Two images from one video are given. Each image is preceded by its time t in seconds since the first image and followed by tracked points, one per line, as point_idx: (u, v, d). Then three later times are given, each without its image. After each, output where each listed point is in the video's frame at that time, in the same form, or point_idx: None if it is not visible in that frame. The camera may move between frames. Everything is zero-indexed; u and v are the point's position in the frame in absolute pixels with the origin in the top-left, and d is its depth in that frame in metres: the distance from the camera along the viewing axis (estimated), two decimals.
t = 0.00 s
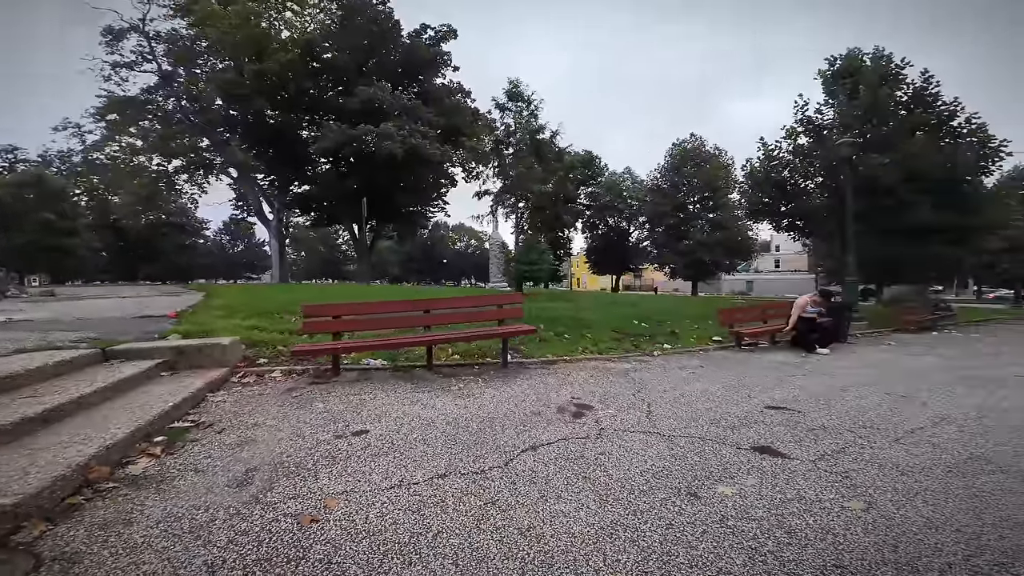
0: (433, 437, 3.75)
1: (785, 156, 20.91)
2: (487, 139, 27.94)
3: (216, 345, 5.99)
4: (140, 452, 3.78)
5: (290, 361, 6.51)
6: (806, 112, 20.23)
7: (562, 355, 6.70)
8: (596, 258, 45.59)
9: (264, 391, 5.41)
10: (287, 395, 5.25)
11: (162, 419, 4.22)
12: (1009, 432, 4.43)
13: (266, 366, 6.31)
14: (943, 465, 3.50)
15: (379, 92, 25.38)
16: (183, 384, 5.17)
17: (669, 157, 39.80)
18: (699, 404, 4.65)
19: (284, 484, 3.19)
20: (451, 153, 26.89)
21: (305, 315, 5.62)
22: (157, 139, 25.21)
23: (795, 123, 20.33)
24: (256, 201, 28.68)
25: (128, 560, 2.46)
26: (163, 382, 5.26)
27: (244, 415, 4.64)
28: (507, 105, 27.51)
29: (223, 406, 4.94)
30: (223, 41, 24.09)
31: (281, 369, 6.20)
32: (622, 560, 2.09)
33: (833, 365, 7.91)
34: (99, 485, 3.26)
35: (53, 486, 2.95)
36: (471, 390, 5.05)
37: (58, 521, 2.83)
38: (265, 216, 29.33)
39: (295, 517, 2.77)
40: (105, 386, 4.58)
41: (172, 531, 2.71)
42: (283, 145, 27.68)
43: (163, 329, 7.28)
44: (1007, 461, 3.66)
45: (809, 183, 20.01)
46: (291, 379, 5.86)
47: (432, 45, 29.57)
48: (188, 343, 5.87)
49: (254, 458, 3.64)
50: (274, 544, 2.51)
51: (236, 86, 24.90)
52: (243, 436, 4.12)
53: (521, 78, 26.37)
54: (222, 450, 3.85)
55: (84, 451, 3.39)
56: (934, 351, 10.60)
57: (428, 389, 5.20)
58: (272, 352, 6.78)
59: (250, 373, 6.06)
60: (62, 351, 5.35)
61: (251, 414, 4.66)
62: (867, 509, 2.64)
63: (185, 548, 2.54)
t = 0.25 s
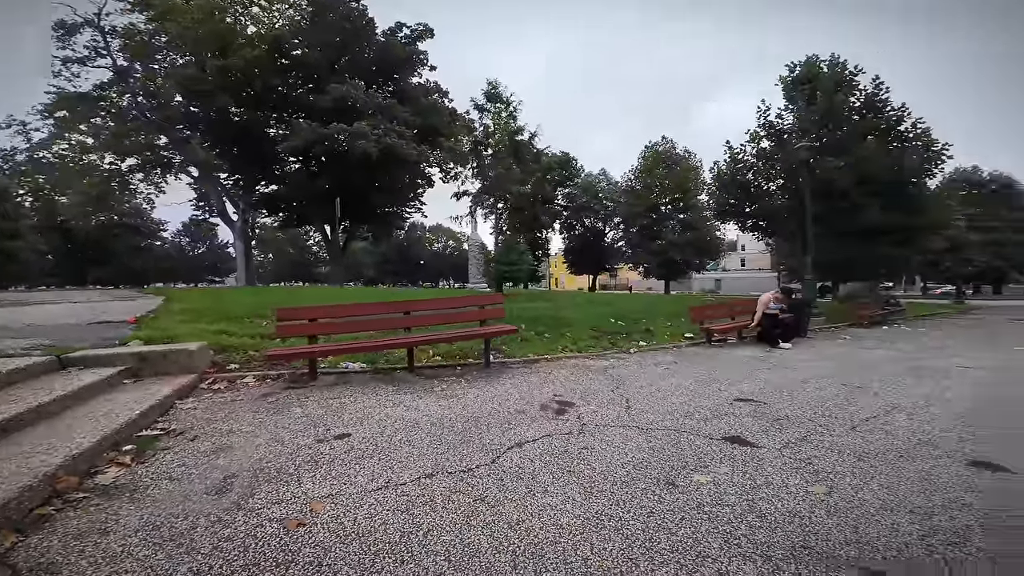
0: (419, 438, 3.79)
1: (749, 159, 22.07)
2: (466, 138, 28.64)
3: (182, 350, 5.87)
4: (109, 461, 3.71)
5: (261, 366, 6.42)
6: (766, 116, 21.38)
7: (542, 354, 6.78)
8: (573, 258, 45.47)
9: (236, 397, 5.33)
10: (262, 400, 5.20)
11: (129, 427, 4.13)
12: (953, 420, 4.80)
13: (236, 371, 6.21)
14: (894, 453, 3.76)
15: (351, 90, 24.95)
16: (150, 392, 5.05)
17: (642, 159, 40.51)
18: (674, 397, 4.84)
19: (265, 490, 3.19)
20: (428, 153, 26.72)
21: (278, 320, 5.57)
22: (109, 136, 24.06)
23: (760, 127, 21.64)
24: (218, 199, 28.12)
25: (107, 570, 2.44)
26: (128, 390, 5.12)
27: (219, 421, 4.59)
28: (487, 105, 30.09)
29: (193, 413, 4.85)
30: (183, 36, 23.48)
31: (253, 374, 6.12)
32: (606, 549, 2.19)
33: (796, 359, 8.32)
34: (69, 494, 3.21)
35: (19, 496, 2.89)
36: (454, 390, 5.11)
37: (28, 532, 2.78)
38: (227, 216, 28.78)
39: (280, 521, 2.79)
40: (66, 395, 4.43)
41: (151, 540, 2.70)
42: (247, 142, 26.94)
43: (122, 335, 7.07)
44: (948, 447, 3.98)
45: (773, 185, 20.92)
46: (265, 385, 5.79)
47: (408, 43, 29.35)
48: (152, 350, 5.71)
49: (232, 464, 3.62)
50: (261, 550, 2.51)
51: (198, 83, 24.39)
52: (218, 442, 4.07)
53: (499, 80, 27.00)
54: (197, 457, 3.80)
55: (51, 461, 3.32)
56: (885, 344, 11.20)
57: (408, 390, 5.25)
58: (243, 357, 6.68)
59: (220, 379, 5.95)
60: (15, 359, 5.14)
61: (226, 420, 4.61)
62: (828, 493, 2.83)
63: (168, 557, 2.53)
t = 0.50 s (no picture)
0: (406, 439, 3.81)
1: (722, 162, 22.54)
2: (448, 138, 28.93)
3: (151, 356, 5.64)
4: (80, 469, 3.60)
5: (237, 371, 6.26)
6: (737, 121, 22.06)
7: (526, 354, 6.85)
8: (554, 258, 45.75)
9: (211, 402, 5.18)
10: (239, 405, 5.07)
11: (100, 434, 4.00)
12: (911, 412, 5.10)
13: (210, 376, 6.03)
14: (858, 443, 3.96)
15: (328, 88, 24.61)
16: (119, 398, 4.87)
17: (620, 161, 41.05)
18: (654, 393, 4.99)
19: (250, 495, 3.11)
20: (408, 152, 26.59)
21: (258, 324, 5.52)
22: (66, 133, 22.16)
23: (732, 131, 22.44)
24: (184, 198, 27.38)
25: None
26: (97, 396, 4.93)
27: (194, 427, 4.46)
28: (468, 106, 29.74)
29: (166, 419, 4.70)
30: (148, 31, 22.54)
31: (229, 379, 5.96)
32: (596, 542, 2.27)
33: (767, 356, 8.62)
34: (40, 503, 3.13)
35: None
36: (439, 392, 5.14)
37: None
38: (195, 216, 28.13)
39: (268, 526, 2.71)
40: (29, 402, 4.26)
41: (132, 548, 2.61)
42: (216, 140, 26.18)
43: (85, 340, 6.80)
44: (908, 437, 4.23)
45: (745, 187, 21.57)
46: (241, 390, 5.64)
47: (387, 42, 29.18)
48: (119, 355, 5.49)
49: (211, 470, 3.53)
50: (248, 555, 2.44)
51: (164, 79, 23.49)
52: (194, 448, 3.98)
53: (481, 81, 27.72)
54: (173, 463, 3.72)
55: (18, 470, 3.21)
56: (848, 340, 11.68)
57: (391, 393, 5.25)
58: (216, 360, 6.53)
59: (193, 385, 5.76)
60: None
61: (203, 426, 4.48)
62: (800, 482, 2.98)
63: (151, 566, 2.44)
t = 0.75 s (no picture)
0: (395, 440, 3.81)
1: (702, 166, 22.96)
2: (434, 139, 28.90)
3: (128, 357, 5.19)
4: (55, 474, 3.19)
5: (217, 374, 5.92)
6: (717, 126, 22.55)
7: (513, 355, 6.92)
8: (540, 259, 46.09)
9: (192, 406, 4.81)
10: (222, 408, 4.77)
11: (75, 438, 3.58)
12: (882, 409, 5.32)
13: (189, 379, 5.65)
14: (831, 439, 4.12)
15: (309, 86, 24.45)
16: (92, 401, 4.42)
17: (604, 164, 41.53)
18: (639, 392, 5.09)
19: (237, 498, 2.88)
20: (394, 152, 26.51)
21: (241, 323, 5.41)
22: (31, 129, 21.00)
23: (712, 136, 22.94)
24: (156, 196, 27.01)
25: None
26: (67, 399, 4.46)
27: (175, 431, 4.08)
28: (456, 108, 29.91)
29: (145, 422, 4.29)
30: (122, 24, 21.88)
31: (210, 382, 5.61)
32: (584, 536, 2.33)
33: (746, 354, 8.84)
34: (14, 510, 2.75)
35: None
36: (428, 392, 5.18)
37: None
38: (168, 215, 27.64)
39: (257, 528, 2.55)
40: None
41: (116, 553, 2.35)
42: (190, 137, 25.48)
43: (54, 343, 6.48)
44: (877, 432, 4.43)
45: (723, 191, 22.08)
46: (222, 393, 5.30)
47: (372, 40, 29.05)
48: (92, 355, 5.05)
49: (195, 474, 3.23)
50: (237, 559, 2.28)
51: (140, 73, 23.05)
52: (179, 452, 3.61)
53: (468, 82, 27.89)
54: (156, 468, 3.35)
55: None
56: (821, 339, 12.07)
57: (379, 394, 5.20)
58: (195, 361, 6.27)
59: (170, 388, 5.37)
60: None
61: (186, 429, 4.12)
62: (778, 476, 3.11)
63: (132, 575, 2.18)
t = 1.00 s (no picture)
0: (386, 441, 3.81)
1: (689, 169, 23.24)
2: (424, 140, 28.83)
3: (109, 358, 5.12)
4: (35, 477, 3.13)
5: (201, 375, 5.86)
6: (703, 130, 22.85)
7: (504, 355, 6.96)
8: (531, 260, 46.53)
9: (175, 408, 4.77)
10: (208, 409, 4.72)
11: (56, 440, 3.52)
12: (862, 408, 5.47)
13: (172, 380, 5.60)
14: (814, 437, 4.22)
15: (296, 85, 24.23)
16: (72, 403, 4.34)
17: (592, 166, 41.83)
18: (628, 392, 5.15)
19: (225, 501, 2.85)
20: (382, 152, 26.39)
21: (230, 323, 5.34)
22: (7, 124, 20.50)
23: (699, 139, 23.23)
24: (136, 193, 26.39)
25: None
26: (45, 401, 4.37)
27: (160, 433, 4.03)
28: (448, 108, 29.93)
29: (127, 424, 4.25)
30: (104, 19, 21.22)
31: (194, 383, 5.55)
32: (576, 535, 2.37)
33: (731, 355, 8.98)
34: None
35: None
36: (418, 394, 5.18)
37: None
38: (149, 213, 27.16)
39: (246, 531, 2.53)
40: None
41: (101, 556, 2.31)
42: (173, 134, 25.09)
43: (30, 343, 6.33)
44: (857, 431, 4.55)
45: (710, 194, 22.38)
46: (207, 395, 5.27)
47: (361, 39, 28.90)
48: (72, 357, 4.97)
49: (181, 476, 3.19)
50: (228, 560, 2.27)
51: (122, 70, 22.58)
52: (162, 454, 3.57)
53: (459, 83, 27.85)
54: (140, 471, 3.31)
55: None
56: (802, 340, 12.33)
57: (369, 396, 5.19)
58: (179, 363, 6.19)
59: (153, 389, 5.31)
60: None
61: (171, 431, 4.07)
62: (763, 473, 3.18)
63: None
